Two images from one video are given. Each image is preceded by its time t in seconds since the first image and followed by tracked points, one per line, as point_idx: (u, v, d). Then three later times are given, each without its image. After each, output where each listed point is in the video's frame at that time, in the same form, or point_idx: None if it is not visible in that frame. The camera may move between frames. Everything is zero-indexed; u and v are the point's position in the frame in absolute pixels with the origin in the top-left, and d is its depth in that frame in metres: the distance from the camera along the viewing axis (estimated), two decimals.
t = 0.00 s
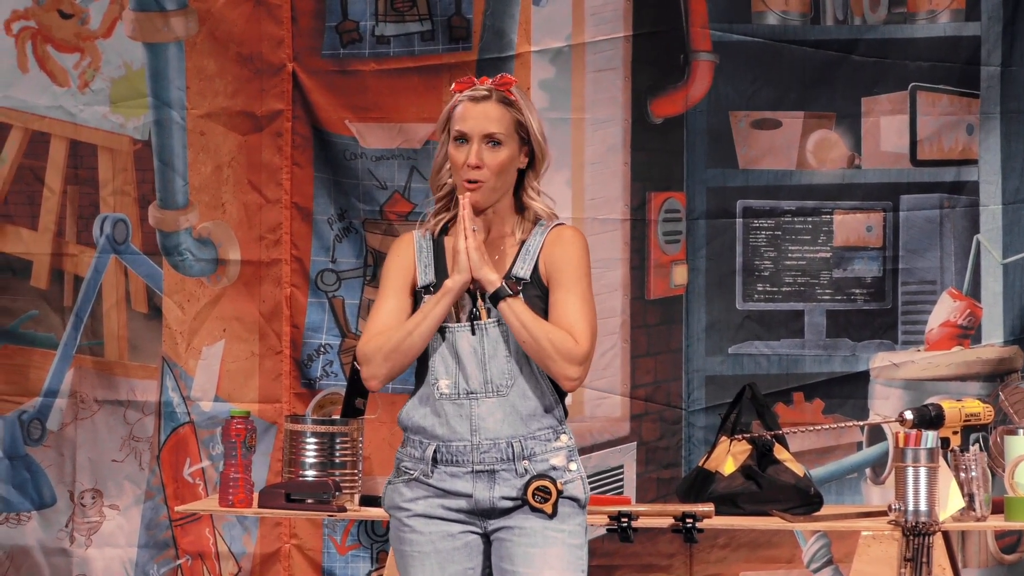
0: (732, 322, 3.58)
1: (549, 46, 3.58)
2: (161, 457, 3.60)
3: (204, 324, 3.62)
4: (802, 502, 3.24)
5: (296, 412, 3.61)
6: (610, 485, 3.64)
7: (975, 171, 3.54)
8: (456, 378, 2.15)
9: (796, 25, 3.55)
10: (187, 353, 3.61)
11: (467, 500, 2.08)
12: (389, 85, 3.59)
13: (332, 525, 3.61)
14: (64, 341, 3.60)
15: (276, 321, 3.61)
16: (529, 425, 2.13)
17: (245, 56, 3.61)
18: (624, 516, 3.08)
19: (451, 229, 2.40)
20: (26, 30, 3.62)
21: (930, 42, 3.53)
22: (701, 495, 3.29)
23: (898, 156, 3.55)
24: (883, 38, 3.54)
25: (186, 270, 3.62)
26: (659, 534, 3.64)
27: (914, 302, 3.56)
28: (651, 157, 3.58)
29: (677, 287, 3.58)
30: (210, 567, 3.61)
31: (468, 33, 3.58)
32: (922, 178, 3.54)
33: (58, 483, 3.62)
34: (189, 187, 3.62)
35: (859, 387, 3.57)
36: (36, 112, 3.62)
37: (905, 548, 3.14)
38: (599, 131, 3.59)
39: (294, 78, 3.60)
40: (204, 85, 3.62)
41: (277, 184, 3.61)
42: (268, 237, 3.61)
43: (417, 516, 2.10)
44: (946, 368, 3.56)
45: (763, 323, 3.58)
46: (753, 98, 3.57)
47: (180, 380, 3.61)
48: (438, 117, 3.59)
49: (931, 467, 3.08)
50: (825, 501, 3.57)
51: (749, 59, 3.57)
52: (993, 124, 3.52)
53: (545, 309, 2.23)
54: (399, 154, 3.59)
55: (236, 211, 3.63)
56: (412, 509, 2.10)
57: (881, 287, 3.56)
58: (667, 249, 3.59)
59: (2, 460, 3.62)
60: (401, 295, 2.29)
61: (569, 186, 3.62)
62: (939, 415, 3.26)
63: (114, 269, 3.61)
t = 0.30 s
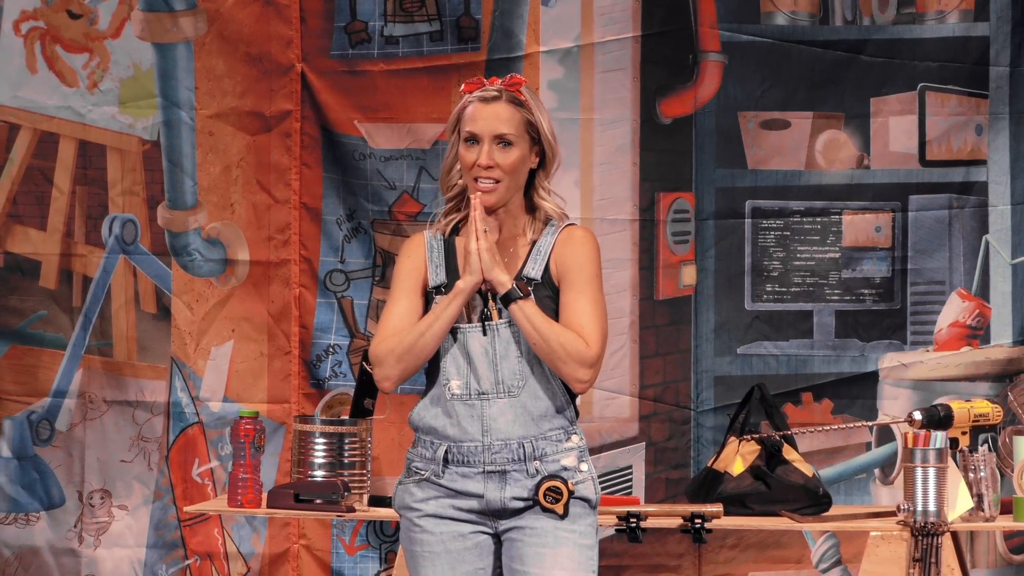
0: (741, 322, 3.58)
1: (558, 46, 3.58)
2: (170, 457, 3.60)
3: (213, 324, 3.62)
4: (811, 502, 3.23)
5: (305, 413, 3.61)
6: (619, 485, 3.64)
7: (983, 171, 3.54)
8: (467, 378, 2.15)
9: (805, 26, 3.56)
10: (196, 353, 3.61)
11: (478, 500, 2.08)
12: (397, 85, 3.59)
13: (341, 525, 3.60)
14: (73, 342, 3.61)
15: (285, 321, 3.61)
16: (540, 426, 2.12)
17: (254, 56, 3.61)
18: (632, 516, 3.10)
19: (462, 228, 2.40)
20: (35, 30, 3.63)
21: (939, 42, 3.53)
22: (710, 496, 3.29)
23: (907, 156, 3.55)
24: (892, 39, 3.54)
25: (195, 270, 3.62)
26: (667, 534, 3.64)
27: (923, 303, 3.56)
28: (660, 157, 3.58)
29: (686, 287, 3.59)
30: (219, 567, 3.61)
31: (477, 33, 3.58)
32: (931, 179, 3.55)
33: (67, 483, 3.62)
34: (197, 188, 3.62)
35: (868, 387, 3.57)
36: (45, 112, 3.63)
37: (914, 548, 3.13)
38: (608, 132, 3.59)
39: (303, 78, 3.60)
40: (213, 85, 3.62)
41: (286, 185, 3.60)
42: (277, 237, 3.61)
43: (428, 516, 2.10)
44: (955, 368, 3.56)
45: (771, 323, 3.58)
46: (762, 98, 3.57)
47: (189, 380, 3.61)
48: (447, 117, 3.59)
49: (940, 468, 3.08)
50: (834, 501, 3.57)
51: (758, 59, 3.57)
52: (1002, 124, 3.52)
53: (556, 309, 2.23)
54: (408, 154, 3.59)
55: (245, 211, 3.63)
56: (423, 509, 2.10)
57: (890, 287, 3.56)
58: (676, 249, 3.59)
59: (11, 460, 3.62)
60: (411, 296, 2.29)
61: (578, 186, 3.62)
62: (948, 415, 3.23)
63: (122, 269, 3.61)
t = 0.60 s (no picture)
0: (745, 322, 3.58)
1: (562, 46, 3.58)
2: (173, 457, 3.60)
3: (216, 324, 3.62)
4: (815, 502, 3.23)
5: (308, 413, 3.61)
6: (622, 486, 3.64)
7: (987, 171, 3.54)
8: (471, 378, 2.15)
9: (809, 26, 3.56)
10: (200, 353, 3.61)
11: (483, 500, 2.08)
12: (401, 85, 3.59)
13: (344, 525, 3.60)
14: (76, 342, 3.61)
15: (289, 321, 3.61)
16: (544, 425, 2.12)
17: (258, 56, 3.61)
18: (636, 517, 3.07)
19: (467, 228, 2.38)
20: (39, 30, 3.63)
21: (942, 42, 3.53)
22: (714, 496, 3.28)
23: (911, 156, 3.55)
24: (895, 39, 3.54)
25: (199, 270, 3.62)
26: (671, 534, 3.64)
27: (927, 303, 3.56)
28: (664, 158, 3.58)
29: (690, 287, 3.58)
30: (222, 567, 3.61)
31: (481, 33, 3.58)
32: (934, 179, 3.54)
33: (70, 484, 3.62)
34: (201, 187, 3.62)
35: (871, 387, 3.57)
36: (48, 112, 3.63)
37: (918, 548, 3.14)
38: (611, 132, 3.59)
39: (306, 78, 3.60)
40: (217, 85, 3.62)
41: (290, 185, 3.60)
42: (281, 237, 3.61)
43: (432, 516, 2.10)
44: (959, 368, 3.56)
45: (775, 323, 3.58)
46: (766, 98, 3.57)
47: (192, 380, 3.61)
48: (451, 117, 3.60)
49: (943, 467, 3.11)
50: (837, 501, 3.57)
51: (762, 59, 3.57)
52: (1006, 124, 3.52)
53: (565, 309, 2.18)
54: (412, 154, 3.60)
55: (249, 211, 3.63)
56: (427, 509, 2.10)
57: (894, 287, 3.56)
58: (680, 249, 3.59)
59: (14, 460, 3.63)
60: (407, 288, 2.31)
61: (581, 186, 3.62)
62: (952, 415, 3.23)
63: (126, 269, 3.61)
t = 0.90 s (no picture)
0: (747, 322, 3.59)
1: (564, 46, 3.58)
2: (175, 457, 3.60)
3: (219, 324, 3.62)
4: (817, 502, 3.22)
5: (311, 412, 3.60)
6: (624, 486, 3.64)
7: (989, 171, 3.54)
8: (474, 379, 2.15)
9: (811, 26, 3.56)
10: (202, 353, 3.61)
11: (485, 500, 2.08)
12: (403, 85, 3.59)
13: (346, 525, 3.59)
14: (79, 342, 3.61)
15: (292, 321, 3.60)
16: (547, 425, 2.12)
17: (260, 57, 3.61)
18: (639, 517, 3.08)
19: (469, 228, 2.38)
20: (41, 30, 3.63)
21: (944, 43, 3.53)
22: (716, 496, 3.30)
23: (913, 156, 3.55)
24: (898, 39, 3.54)
25: (201, 271, 3.61)
26: (673, 534, 3.64)
27: (929, 303, 3.56)
28: (666, 158, 3.58)
29: (692, 287, 3.58)
30: (224, 567, 3.61)
31: (484, 33, 3.58)
32: (937, 179, 3.54)
33: (73, 484, 3.62)
34: (203, 188, 3.62)
35: (874, 388, 3.57)
36: (51, 112, 3.63)
37: (920, 548, 3.15)
38: (614, 132, 3.59)
39: (309, 78, 3.60)
40: (219, 85, 3.62)
41: (292, 185, 3.60)
42: (283, 237, 3.61)
43: (435, 517, 2.10)
44: (961, 368, 3.56)
45: (777, 324, 3.58)
46: (768, 98, 3.57)
47: (195, 380, 3.61)
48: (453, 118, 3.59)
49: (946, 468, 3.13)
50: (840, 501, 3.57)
51: (764, 59, 3.57)
52: (1008, 125, 3.52)
53: (568, 310, 2.19)
54: (414, 154, 3.59)
55: (251, 211, 3.62)
56: (430, 510, 2.10)
57: (896, 288, 3.56)
58: (682, 249, 3.59)
59: (17, 460, 3.63)
60: (406, 292, 2.31)
61: (583, 186, 3.62)
62: (954, 415, 3.23)
63: (129, 269, 3.61)
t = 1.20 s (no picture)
0: (748, 321, 3.59)
1: (566, 45, 3.58)
2: (176, 456, 3.60)
3: (220, 323, 3.61)
4: (818, 501, 3.22)
5: (312, 412, 3.60)
6: (625, 485, 3.64)
7: (991, 170, 3.54)
8: (473, 378, 2.14)
9: (812, 25, 3.56)
10: (203, 352, 3.61)
11: (485, 500, 2.08)
12: (405, 84, 3.59)
13: (347, 525, 3.59)
14: (80, 341, 3.62)
15: (293, 320, 3.60)
16: (546, 424, 2.12)
17: (261, 56, 3.61)
18: (640, 516, 3.07)
19: (468, 227, 2.38)
20: (43, 29, 3.63)
21: (945, 42, 3.53)
22: (716, 495, 3.31)
23: (914, 155, 3.55)
24: (899, 38, 3.54)
25: (202, 270, 3.62)
26: (674, 534, 3.65)
27: (930, 302, 3.56)
28: (667, 157, 3.58)
29: (693, 286, 3.59)
30: (226, 566, 3.61)
31: (485, 32, 3.58)
32: (938, 178, 3.55)
33: (74, 483, 3.62)
34: (205, 187, 3.62)
35: (875, 387, 3.57)
36: (52, 112, 3.63)
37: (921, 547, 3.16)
38: (615, 131, 3.59)
39: (310, 77, 3.60)
40: (220, 84, 3.62)
41: (293, 184, 3.60)
42: (284, 237, 3.61)
43: (435, 516, 2.10)
44: (962, 367, 3.56)
45: (778, 323, 3.58)
46: (769, 97, 3.57)
47: (196, 379, 3.61)
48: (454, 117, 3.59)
49: (947, 467, 3.10)
50: (841, 500, 3.56)
51: (765, 58, 3.57)
52: (1009, 124, 3.52)
53: (568, 310, 2.18)
54: (415, 154, 3.59)
55: (252, 210, 3.62)
56: (430, 509, 2.10)
57: (897, 287, 3.56)
58: (683, 248, 3.59)
59: (18, 459, 3.63)
60: (406, 292, 2.31)
61: (584, 186, 3.62)
62: (955, 414, 3.25)
63: (130, 268, 3.61)
